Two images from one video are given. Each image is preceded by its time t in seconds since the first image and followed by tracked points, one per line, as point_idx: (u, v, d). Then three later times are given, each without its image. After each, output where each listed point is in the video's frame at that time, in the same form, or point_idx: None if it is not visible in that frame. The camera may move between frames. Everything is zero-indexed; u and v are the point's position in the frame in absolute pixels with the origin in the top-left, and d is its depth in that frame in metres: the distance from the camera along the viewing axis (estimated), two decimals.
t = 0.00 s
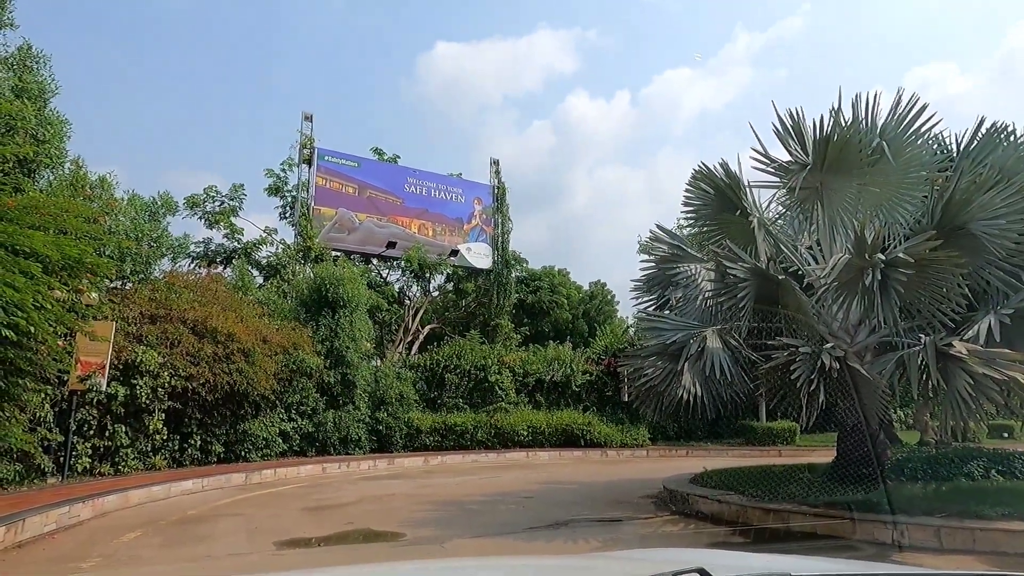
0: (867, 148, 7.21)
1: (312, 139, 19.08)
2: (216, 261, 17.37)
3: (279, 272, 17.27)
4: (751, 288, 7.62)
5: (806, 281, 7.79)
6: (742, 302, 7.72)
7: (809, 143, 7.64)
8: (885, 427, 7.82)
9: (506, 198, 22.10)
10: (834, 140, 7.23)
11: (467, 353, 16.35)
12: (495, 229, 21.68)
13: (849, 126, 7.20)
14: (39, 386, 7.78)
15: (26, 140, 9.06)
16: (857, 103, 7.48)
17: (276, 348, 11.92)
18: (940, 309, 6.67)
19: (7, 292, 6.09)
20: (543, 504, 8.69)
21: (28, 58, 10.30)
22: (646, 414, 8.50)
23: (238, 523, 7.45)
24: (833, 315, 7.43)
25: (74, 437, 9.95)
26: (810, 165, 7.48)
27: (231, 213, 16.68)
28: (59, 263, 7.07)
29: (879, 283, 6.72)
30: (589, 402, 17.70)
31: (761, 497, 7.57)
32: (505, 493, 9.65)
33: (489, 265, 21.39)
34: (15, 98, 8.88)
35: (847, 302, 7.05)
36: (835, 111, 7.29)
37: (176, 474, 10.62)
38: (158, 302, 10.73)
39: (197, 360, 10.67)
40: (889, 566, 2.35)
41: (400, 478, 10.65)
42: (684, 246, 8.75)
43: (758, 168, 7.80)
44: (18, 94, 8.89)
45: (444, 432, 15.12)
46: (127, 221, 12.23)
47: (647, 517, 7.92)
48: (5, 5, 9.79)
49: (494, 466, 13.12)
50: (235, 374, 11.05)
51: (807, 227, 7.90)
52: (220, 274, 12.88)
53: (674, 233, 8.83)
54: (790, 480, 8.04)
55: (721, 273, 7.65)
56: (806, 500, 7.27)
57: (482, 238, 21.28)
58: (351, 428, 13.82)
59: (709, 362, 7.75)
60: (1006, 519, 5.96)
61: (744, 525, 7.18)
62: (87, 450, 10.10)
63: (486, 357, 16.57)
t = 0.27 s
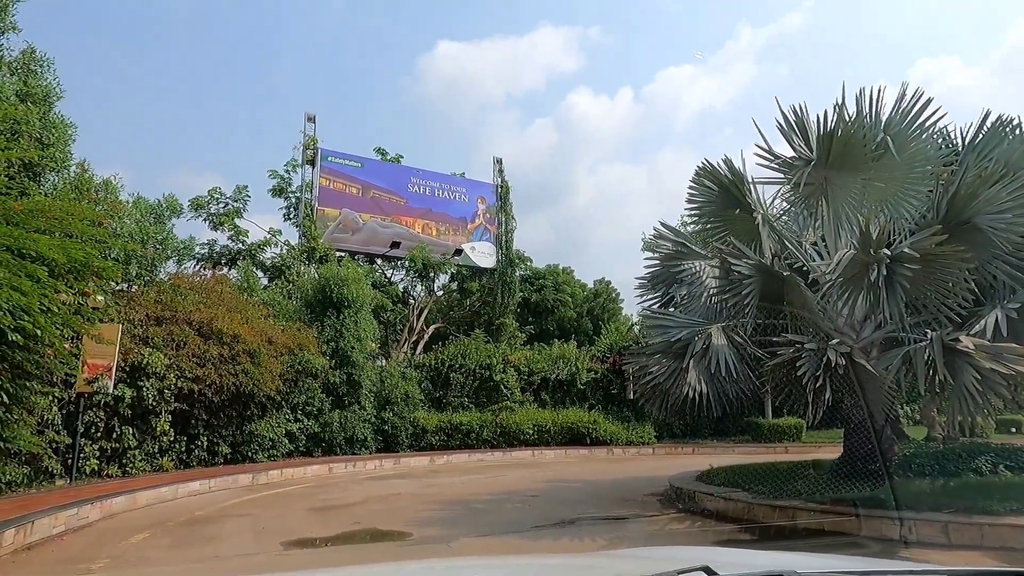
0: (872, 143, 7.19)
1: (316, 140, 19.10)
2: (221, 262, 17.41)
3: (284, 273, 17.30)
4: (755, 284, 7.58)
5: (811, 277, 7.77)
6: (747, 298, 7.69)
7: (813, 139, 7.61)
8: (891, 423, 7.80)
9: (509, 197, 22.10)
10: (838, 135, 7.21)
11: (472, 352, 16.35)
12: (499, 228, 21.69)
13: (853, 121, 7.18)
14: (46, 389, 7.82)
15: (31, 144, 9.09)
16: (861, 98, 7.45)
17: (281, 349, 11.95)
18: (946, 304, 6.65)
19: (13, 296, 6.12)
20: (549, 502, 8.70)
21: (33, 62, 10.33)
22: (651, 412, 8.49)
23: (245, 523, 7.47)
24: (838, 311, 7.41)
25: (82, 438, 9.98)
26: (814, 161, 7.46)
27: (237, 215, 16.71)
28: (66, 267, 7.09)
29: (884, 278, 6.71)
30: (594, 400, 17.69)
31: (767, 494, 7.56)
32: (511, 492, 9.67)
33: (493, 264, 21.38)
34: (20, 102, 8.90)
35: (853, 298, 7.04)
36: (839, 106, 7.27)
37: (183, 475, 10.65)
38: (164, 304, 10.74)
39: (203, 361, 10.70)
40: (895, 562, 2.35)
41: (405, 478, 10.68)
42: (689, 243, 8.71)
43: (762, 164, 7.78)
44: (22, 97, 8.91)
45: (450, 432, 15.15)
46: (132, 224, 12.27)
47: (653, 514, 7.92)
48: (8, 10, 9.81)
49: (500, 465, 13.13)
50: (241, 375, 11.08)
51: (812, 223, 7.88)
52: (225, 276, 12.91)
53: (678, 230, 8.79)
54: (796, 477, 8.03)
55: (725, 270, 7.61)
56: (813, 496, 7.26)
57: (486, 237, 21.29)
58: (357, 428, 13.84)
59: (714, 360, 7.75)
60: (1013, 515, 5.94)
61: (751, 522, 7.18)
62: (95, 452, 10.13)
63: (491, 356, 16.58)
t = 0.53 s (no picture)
0: (873, 135, 7.16)
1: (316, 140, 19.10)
2: (223, 264, 17.43)
3: (286, 274, 17.32)
4: (758, 278, 7.56)
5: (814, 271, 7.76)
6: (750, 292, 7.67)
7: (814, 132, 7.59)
8: (896, 415, 7.78)
9: (510, 195, 22.10)
10: (839, 128, 7.17)
11: (475, 350, 16.37)
12: (500, 226, 21.70)
13: (854, 113, 7.15)
14: (51, 393, 7.84)
15: (32, 150, 9.10)
16: (862, 90, 7.43)
17: (285, 350, 11.96)
18: (950, 296, 6.64)
19: (16, 302, 6.13)
20: (554, 499, 8.71)
21: (33, 67, 10.34)
22: (655, 408, 8.48)
23: (252, 524, 7.49)
24: (842, 304, 7.40)
25: (88, 442, 10.01)
26: (815, 154, 7.44)
27: (238, 216, 16.72)
28: (68, 271, 7.10)
29: (888, 270, 6.70)
30: (598, 396, 17.70)
31: (773, 489, 7.54)
32: (516, 489, 9.68)
33: (495, 261, 21.39)
34: (20, 107, 8.91)
35: (856, 291, 7.03)
36: (840, 99, 7.24)
37: (189, 477, 10.68)
38: (167, 307, 10.75)
39: (207, 363, 10.71)
40: (900, 555, 2.35)
41: (410, 477, 10.70)
42: (690, 239, 8.63)
43: (763, 158, 7.77)
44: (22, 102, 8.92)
45: (455, 430, 15.18)
46: (134, 227, 12.30)
47: (658, 510, 7.93)
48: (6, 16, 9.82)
49: (505, 462, 13.15)
50: (245, 377, 11.09)
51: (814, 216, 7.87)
52: (227, 277, 12.93)
53: (679, 226, 8.70)
54: (801, 471, 8.03)
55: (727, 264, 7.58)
56: (819, 490, 7.25)
57: (488, 235, 21.29)
58: (362, 428, 13.86)
59: (717, 355, 7.73)
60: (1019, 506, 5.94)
61: (757, 516, 7.17)
62: (101, 455, 10.15)
63: (495, 354, 16.60)
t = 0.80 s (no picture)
0: (872, 132, 7.16)
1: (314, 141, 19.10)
2: (222, 266, 17.42)
3: (285, 276, 17.30)
4: (758, 276, 7.54)
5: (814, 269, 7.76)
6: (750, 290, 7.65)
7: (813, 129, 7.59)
8: (897, 413, 7.77)
9: (509, 195, 22.09)
10: (838, 126, 7.18)
11: (475, 350, 16.36)
12: (499, 226, 21.70)
13: (853, 111, 7.16)
14: (51, 397, 7.84)
15: (30, 153, 9.08)
16: (860, 87, 7.43)
17: (285, 351, 11.95)
18: (950, 293, 6.64)
19: (15, 306, 6.14)
20: (555, 499, 8.70)
21: (31, 70, 10.34)
22: (656, 407, 8.47)
23: (252, 526, 7.48)
24: (842, 302, 7.39)
25: (88, 445, 9.99)
26: (815, 152, 7.44)
27: (237, 218, 16.72)
28: (67, 274, 7.10)
29: (888, 267, 6.70)
30: (598, 396, 17.69)
31: (774, 487, 7.53)
32: (517, 490, 9.67)
33: (495, 262, 21.39)
34: (19, 111, 8.90)
35: (857, 289, 7.02)
36: (839, 96, 7.24)
37: (189, 480, 10.67)
38: (166, 310, 10.73)
39: (207, 366, 10.71)
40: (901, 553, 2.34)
41: (411, 478, 10.69)
42: (690, 237, 8.63)
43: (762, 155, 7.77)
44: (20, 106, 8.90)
45: (455, 431, 15.18)
46: (133, 230, 12.29)
47: (660, 509, 7.92)
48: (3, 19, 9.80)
49: (506, 463, 13.15)
50: (246, 379, 11.08)
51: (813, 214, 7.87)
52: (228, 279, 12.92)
53: (678, 224, 8.72)
54: (802, 469, 8.02)
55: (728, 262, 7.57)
56: (820, 488, 7.24)
57: (487, 235, 21.29)
58: (362, 429, 13.85)
59: (718, 353, 7.73)
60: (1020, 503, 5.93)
61: (758, 515, 7.17)
62: (101, 458, 10.14)
63: (495, 354, 16.59)
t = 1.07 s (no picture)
0: (873, 132, 7.14)
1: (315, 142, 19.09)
2: (222, 267, 17.40)
3: (285, 277, 17.28)
4: (759, 276, 7.53)
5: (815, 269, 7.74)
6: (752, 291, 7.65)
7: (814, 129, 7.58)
8: (899, 413, 7.75)
9: (509, 196, 22.08)
10: (840, 126, 7.17)
11: (475, 351, 16.35)
12: (500, 227, 21.68)
13: (854, 111, 7.15)
14: (50, 399, 7.82)
15: (30, 155, 9.06)
16: (861, 87, 7.41)
17: (285, 353, 11.93)
18: (952, 292, 6.62)
19: (14, 308, 6.12)
20: (556, 500, 8.68)
21: (31, 71, 10.33)
22: (657, 407, 8.45)
23: (253, 528, 7.46)
24: (843, 301, 7.38)
25: (88, 446, 9.97)
26: (816, 151, 7.42)
27: (238, 220, 16.69)
28: (66, 276, 7.08)
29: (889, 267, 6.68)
30: (599, 397, 17.67)
31: (776, 487, 7.51)
32: (518, 491, 9.65)
33: (495, 263, 21.38)
34: (18, 112, 8.87)
35: (858, 289, 7.00)
36: (840, 96, 7.23)
37: (189, 481, 10.65)
38: (166, 311, 10.71)
39: (207, 367, 10.69)
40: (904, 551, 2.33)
41: (412, 478, 10.67)
42: (691, 237, 8.63)
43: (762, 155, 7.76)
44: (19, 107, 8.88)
45: (456, 432, 15.16)
46: (132, 232, 12.26)
47: (661, 509, 7.90)
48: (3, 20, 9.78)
49: (507, 463, 13.12)
50: (246, 380, 11.07)
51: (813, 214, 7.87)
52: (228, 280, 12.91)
53: (679, 224, 8.71)
54: (804, 469, 7.99)
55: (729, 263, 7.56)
56: (822, 489, 7.22)
57: (487, 236, 21.27)
58: (363, 430, 13.82)
59: (719, 353, 7.72)
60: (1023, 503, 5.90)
61: (760, 516, 7.14)
62: (101, 460, 10.11)
63: (495, 355, 16.57)
